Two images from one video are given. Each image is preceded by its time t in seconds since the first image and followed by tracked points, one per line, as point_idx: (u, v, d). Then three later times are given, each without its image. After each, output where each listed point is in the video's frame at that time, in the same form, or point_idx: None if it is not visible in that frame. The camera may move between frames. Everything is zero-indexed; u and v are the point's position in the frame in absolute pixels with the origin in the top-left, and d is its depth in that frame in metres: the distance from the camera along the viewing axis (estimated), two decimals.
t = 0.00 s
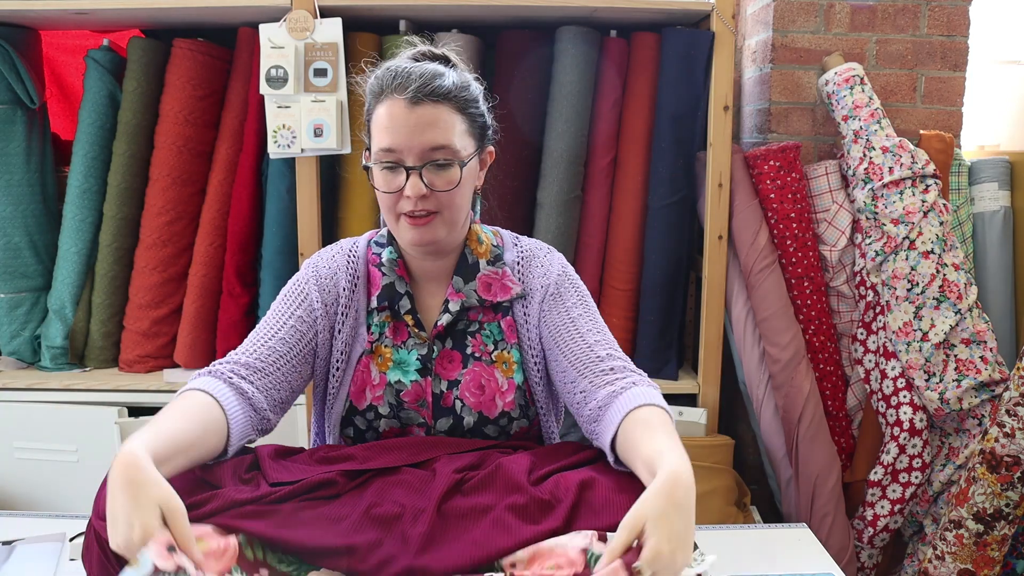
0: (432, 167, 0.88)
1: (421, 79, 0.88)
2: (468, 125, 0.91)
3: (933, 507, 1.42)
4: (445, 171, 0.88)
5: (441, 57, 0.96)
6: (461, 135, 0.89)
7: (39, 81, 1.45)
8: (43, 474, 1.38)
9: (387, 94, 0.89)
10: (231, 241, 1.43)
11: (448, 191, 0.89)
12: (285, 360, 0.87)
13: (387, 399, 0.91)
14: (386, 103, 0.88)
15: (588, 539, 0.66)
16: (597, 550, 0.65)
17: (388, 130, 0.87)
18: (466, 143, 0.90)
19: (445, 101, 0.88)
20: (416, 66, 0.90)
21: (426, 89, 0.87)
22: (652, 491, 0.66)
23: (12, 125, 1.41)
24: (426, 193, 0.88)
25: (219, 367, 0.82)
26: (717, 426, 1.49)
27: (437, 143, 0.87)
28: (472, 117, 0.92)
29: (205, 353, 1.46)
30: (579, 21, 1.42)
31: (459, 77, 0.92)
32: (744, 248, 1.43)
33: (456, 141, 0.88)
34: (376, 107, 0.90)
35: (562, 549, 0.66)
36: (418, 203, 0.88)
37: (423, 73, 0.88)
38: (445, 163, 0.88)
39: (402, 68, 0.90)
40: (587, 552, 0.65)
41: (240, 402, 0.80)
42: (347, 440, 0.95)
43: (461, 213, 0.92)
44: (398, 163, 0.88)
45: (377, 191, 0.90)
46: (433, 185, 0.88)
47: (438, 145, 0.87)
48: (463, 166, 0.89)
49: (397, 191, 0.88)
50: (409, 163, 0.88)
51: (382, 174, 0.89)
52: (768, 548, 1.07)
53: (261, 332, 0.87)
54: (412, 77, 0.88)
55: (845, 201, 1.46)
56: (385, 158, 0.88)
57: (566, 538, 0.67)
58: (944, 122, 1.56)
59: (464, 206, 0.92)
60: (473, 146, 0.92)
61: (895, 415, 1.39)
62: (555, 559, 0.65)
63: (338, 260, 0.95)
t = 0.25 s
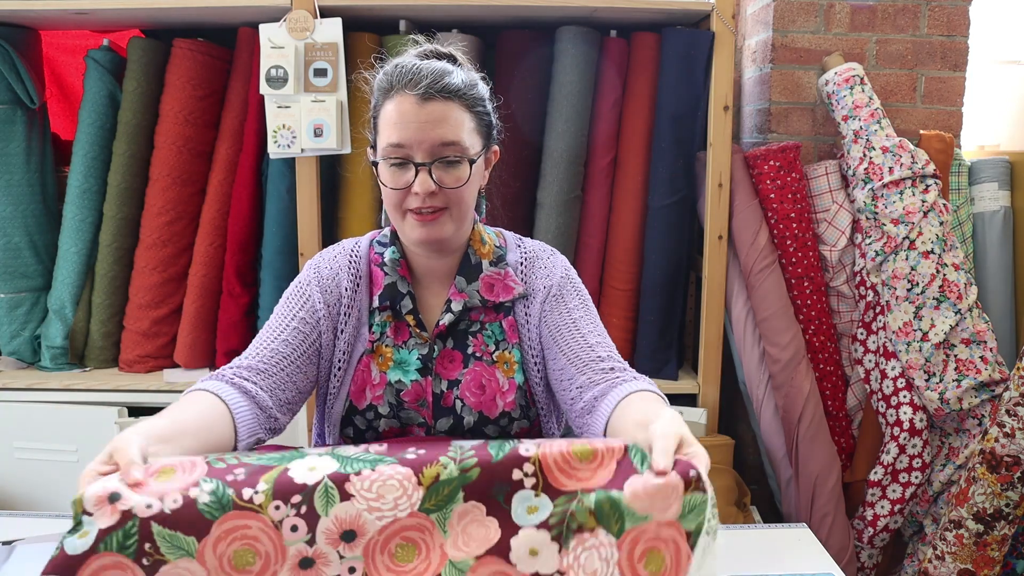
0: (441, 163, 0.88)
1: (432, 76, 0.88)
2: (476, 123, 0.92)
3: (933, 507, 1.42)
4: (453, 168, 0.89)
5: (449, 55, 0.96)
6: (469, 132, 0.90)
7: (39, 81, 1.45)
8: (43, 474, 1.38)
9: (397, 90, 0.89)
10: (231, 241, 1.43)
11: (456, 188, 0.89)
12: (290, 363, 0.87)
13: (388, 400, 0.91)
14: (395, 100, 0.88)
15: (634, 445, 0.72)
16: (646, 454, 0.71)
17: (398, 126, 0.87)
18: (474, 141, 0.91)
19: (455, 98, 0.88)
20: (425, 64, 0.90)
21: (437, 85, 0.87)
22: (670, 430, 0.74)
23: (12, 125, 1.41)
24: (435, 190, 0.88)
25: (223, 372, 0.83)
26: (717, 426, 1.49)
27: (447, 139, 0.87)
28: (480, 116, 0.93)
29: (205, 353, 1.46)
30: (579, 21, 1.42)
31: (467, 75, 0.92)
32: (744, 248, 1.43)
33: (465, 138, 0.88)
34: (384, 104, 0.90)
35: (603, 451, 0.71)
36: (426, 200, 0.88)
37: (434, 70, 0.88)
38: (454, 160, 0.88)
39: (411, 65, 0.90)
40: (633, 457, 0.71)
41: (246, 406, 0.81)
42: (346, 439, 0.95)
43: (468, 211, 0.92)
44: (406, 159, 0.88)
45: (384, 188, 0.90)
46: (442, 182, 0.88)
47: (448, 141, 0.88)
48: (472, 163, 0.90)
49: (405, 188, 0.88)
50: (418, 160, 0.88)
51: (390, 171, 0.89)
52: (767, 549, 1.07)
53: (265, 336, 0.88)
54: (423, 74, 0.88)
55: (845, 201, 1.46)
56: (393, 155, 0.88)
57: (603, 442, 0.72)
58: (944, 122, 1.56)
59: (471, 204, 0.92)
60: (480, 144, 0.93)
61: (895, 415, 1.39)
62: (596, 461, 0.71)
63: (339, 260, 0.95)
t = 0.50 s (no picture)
0: (439, 165, 0.88)
1: (429, 77, 0.88)
2: (475, 123, 0.92)
3: (933, 507, 1.42)
4: (452, 169, 0.89)
5: (447, 56, 0.96)
6: (468, 133, 0.90)
7: (39, 81, 1.45)
8: (43, 474, 1.38)
9: (394, 91, 0.89)
10: (231, 241, 1.43)
11: (456, 189, 0.89)
12: (298, 371, 0.88)
13: (386, 403, 0.91)
14: (393, 102, 0.88)
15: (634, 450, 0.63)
16: (648, 451, 0.63)
17: (396, 127, 0.87)
18: (473, 142, 0.91)
19: (453, 98, 0.89)
20: (422, 65, 0.90)
21: (434, 86, 0.88)
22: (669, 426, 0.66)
23: (12, 125, 1.40)
24: (434, 192, 0.88)
25: (233, 385, 0.84)
26: (716, 426, 1.49)
27: (445, 140, 0.87)
28: (478, 116, 0.93)
29: (205, 353, 1.46)
30: (579, 21, 1.42)
31: (466, 76, 0.93)
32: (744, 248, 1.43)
33: (463, 139, 0.88)
34: (382, 106, 0.90)
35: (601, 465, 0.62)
36: (425, 201, 0.88)
37: (431, 70, 0.89)
38: (453, 161, 0.88)
39: (409, 66, 0.90)
40: (635, 471, 0.61)
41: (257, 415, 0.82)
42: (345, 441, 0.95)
43: (468, 212, 0.92)
44: (405, 160, 0.88)
45: (383, 189, 0.90)
46: (440, 184, 0.88)
47: (446, 142, 0.87)
48: (470, 164, 0.90)
49: (405, 190, 0.88)
50: (416, 161, 0.88)
51: (389, 173, 0.89)
52: (768, 548, 1.07)
53: (271, 346, 0.89)
54: (421, 75, 0.89)
55: (845, 201, 1.46)
56: (392, 156, 0.88)
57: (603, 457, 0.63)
58: (944, 122, 1.56)
59: (470, 205, 0.92)
60: (479, 145, 0.93)
61: (895, 415, 1.39)
62: (598, 481, 0.61)
63: (340, 264, 0.95)
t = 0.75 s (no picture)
0: (434, 157, 0.88)
1: (424, 72, 0.89)
2: (471, 119, 0.92)
3: (933, 507, 1.42)
4: (447, 162, 0.89)
5: (448, 54, 0.96)
6: (463, 127, 0.90)
7: (39, 81, 1.45)
8: (43, 474, 1.38)
9: (391, 85, 0.89)
10: (231, 241, 1.43)
11: (450, 182, 0.89)
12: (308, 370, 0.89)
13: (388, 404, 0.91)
14: (389, 95, 0.89)
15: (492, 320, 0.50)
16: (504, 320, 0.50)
17: (391, 120, 0.87)
18: (469, 136, 0.91)
19: (448, 93, 0.89)
20: (419, 60, 0.90)
21: (428, 81, 0.88)
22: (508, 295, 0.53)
23: (12, 125, 1.41)
24: (428, 184, 0.88)
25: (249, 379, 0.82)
26: (716, 426, 1.49)
27: (440, 133, 0.88)
28: (475, 112, 0.93)
29: (205, 353, 1.46)
30: (579, 21, 1.42)
31: (464, 74, 0.93)
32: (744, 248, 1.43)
33: (458, 133, 0.89)
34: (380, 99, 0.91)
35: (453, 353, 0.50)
36: (419, 194, 0.88)
37: (427, 65, 0.89)
38: (448, 154, 0.89)
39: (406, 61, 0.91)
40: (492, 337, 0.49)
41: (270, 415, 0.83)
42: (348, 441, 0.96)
43: (464, 207, 0.92)
44: (400, 153, 0.88)
45: (379, 183, 0.91)
46: (434, 176, 0.88)
47: (441, 135, 0.88)
48: (465, 158, 0.90)
49: (399, 183, 0.89)
50: (411, 153, 0.88)
51: (384, 166, 0.89)
52: (768, 548, 1.07)
53: (281, 344, 0.88)
54: (418, 70, 0.89)
55: (845, 201, 1.46)
56: (387, 149, 0.89)
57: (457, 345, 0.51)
58: (944, 122, 1.56)
59: (466, 199, 0.92)
60: (476, 140, 0.93)
61: (895, 415, 1.39)
62: (468, 366, 0.49)
63: (342, 264, 0.95)
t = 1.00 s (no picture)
0: (440, 150, 0.90)
1: (428, 67, 0.89)
2: (475, 115, 0.93)
3: (933, 507, 1.42)
4: (452, 156, 0.90)
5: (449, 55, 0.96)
6: (468, 122, 0.91)
7: (39, 81, 1.45)
8: (43, 474, 1.38)
9: (396, 80, 0.89)
10: (231, 241, 1.43)
11: (455, 176, 0.90)
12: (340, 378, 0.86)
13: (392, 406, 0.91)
14: (395, 89, 0.89)
15: (545, 300, 0.52)
16: (562, 306, 0.53)
17: (397, 114, 0.88)
18: (474, 132, 0.92)
19: (453, 88, 0.90)
20: (424, 57, 0.91)
21: (433, 75, 0.88)
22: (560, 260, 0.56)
23: (12, 125, 1.40)
24: (435, 177, 0.89)
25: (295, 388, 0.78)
26: (716, 426, 1.49)
27: (446, 126, 0.89)
28: (479, 108, 0.94)
29: (205, 353, 1.46)
30: (579, 21, 1.42)
31: (467, 72, 0.94)
32: (744, 248, 1.43)
33: (464, 126, 0.90)
34: (384, 94, 0.91)
35: (501, 322, 0.51)
36: (425, 187, 0.89)
37: (431, 61, 0.89)
38: (453, 147, 0.90)
39: (410, 57, 0.91)
40: (548, 328, 0.52)
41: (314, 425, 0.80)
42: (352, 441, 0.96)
43: (468, 201, 0.92)
44: (405, 147, 0.90)
45: (383, 178, 0.91)
46: (440, 170, 0.89)
47: (447, 128, 0.89)
48: (469, 152, 0.91)
49: (405, 177, 0.89)
50: (417, 147, 0.89)
51: (389, 160, 0.90)
52: (767, 548, 1.07)
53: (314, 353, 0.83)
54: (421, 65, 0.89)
55: (845, 201, 1.46)
56: (393, 144, 0.90)
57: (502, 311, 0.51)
58: (944, 122, 1.56)
59: (471, 194, 0.93)
60: (480, 137, 0.94)
61: (895, 415, 1.39)
62: (524, 354, 0.51)
63: (353, 266, 0.93)
